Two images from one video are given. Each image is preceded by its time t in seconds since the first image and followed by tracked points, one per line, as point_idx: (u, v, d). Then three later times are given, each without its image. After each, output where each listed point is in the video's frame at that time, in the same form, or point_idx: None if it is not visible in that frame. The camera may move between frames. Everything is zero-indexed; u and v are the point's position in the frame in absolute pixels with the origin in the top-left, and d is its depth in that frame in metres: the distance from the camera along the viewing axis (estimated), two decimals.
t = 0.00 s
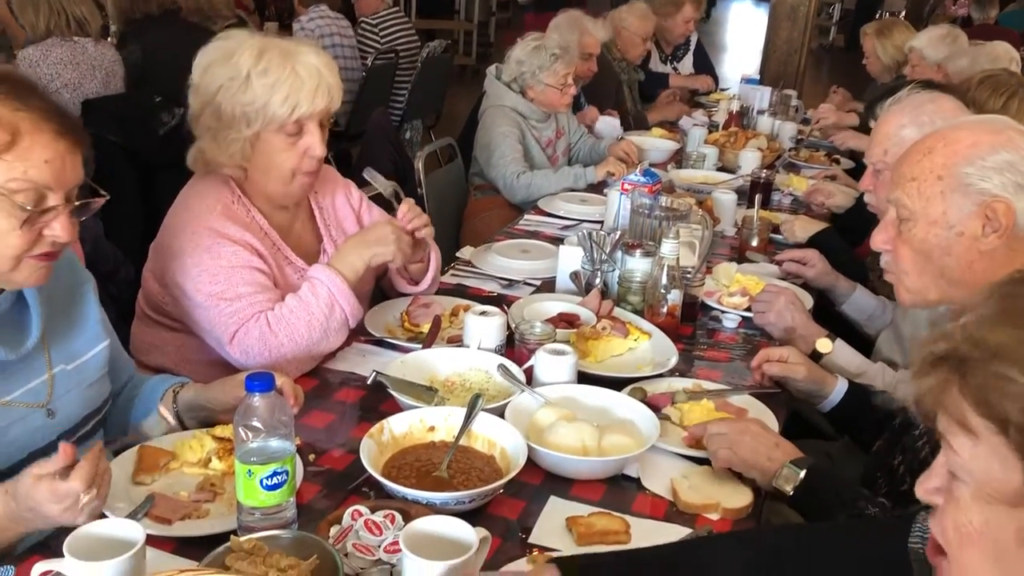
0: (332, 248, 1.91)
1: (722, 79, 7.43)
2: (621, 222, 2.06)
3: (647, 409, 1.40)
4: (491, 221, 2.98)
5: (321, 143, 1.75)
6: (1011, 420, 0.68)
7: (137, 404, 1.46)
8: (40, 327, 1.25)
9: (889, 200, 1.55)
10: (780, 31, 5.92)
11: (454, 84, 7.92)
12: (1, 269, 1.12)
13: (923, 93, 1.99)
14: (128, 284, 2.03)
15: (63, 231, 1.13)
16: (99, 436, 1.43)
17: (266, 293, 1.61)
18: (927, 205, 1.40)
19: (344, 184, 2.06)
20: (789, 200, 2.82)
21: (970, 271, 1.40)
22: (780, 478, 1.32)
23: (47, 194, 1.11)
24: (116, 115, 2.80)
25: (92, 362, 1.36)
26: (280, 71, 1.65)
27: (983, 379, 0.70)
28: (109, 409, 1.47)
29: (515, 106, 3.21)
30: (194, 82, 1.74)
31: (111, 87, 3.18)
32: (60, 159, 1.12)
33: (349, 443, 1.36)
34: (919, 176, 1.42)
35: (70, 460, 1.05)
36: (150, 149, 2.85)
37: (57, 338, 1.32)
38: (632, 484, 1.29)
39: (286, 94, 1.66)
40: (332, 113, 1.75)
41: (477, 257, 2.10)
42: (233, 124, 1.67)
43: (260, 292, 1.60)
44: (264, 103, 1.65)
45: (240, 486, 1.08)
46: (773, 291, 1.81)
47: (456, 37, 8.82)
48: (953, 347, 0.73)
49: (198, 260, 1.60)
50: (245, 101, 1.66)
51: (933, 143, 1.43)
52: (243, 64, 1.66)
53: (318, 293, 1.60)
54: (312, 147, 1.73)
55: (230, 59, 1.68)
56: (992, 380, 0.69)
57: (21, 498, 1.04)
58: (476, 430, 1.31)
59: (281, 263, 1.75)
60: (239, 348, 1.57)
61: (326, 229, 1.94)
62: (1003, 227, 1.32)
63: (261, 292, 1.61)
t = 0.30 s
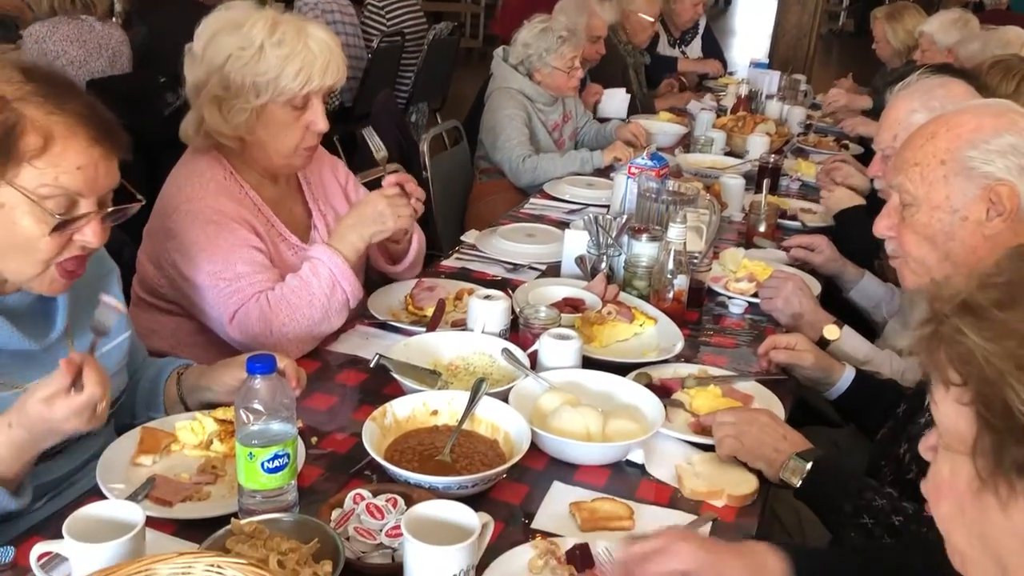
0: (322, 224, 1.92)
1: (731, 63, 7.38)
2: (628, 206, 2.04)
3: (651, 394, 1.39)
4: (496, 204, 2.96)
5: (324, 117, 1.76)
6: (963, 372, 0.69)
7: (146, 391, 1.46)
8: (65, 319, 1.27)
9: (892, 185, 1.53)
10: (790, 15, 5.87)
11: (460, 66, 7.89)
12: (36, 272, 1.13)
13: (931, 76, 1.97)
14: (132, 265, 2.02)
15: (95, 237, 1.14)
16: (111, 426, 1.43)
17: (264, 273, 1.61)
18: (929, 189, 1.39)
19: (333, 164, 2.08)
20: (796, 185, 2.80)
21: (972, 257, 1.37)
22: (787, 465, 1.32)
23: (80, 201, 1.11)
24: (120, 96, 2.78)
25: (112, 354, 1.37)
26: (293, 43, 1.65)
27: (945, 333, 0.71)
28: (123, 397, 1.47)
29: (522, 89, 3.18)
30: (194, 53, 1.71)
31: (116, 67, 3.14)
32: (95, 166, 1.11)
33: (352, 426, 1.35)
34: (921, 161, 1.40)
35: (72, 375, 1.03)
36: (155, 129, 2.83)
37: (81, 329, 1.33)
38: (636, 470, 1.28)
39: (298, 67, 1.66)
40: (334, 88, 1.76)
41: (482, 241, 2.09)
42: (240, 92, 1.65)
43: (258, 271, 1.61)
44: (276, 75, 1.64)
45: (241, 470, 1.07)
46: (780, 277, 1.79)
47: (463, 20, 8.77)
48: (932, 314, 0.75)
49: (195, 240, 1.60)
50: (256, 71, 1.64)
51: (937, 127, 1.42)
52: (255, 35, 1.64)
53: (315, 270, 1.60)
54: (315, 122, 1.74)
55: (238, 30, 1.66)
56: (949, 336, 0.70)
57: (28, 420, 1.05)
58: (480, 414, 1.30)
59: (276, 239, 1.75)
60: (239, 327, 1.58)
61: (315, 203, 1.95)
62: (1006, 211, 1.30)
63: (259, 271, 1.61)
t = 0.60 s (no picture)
0: (317, 200, 1.93)
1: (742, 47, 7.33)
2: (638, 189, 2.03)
3: (656, 377, 1.38)
4: (504, 186, 2.95)
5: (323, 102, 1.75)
6: (935, 350, 0.75)
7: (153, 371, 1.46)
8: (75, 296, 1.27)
9: (906, 171, 1.51)
10: None
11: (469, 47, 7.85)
12: (21, 254, 1.12)
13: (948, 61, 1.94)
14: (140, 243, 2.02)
15: (87, 225, 1.12)
16: (118, 406, 1.42)
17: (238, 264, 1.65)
18: (948, 175, 1.37)
19: (332, 144, 2.08)
20: (807, 170, 2.78)
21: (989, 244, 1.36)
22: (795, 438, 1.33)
23: (67, 188, 1.10)
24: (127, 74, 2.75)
25: (123, 333, 1.37)
26: (299, 26, 1.64)
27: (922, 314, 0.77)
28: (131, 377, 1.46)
29: (533, 70, 3.16)
30: (199, 25, 1.69)
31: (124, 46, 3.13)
32: (80, 152, 1.09)
33: (359, 407, 1.35)
34: (938, 147, 1.39)
35: (81, 303, 1.07)
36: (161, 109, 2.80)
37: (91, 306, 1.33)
38: (643, 455, 1.27)
39: (302, 53, 1.65)
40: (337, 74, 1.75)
41: (490, 223, 2.07)
42: (243, 71, 1.64)
43: (240, 256, 1.65)
44: (280, 58, 1.63)
45: (247, 451, 1.06)
46: (791, 262, 1.78)
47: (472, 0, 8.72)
48: (899, 295, 0.82)
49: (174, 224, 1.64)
50: (258, 52, 1.62)
51: (954, 113, 1.40)
52: (262, 15, 1.63)
53: (301, 259, 1.64)
54: (314, 105, 1.74)
55: (245, 7, 1.63)
56: (922, 316, 0.76)
57: (43, 363, 1.06)
58: (486, 397, 1.30)
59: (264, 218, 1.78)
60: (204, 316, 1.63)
61: (311, 179, 1.95)
62: None
63: (234, 262, 1.64)
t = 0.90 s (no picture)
0: (323, 180, 1.91)
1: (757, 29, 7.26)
2: (651, 171, 2.01)
3: (666, 361, 1.37)
4: (515, 168, 2.95)
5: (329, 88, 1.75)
6: (959, 347, 0.77)
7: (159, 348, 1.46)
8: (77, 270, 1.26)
9: (924, 158, 1.50)
10: None
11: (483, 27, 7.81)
12: (20, 223, 1.10)
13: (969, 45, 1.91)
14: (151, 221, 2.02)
15: (82, 191, 1.10)
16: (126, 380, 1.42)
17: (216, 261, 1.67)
18: (971, 163, 1.35)
19: (340, 129, 2.06)
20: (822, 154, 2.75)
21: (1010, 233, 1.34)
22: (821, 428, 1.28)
23: (60, 153, 1.07)
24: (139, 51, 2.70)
25: (126, 308, 1.36)
26: (309, 13, 1.62)
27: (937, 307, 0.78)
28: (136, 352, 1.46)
29: (549, 51, 3.14)
30: (209, 3, 1.67)
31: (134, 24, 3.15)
32: (71, 118, 1.06)
33: (370, 387, 1.34)
34: (960, 135, 1.37)
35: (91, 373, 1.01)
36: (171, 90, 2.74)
37: (93, 279, 1.32)
38: (655, 439, 1.26)
39: (310, 40, 1.63)
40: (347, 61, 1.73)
41: (503, 205, 2.06)
42: (252, 54, 1.63)
43: (232, 251, 1.68)
44: (287, 44, 1.62)
45: (258, 430, 1.06)
46: (805, 247, 1.75)
47: None
48: (899, 291, 0.83)
49: (163, 212, 1.66)
50: (266, 37, 1.61)
51: (976, 99, 1.38)
52: None
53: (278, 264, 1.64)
54: (320, 91, 1.74)
55: None
56: (943, 314, 0.78)
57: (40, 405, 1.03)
58: (497, 379, 1.29)
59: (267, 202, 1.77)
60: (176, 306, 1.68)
61: (318, 159, 1.93)
62: None
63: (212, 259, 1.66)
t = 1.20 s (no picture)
0: (331, 162, 1.90)
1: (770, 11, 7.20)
2: (664, 154, 1.99)
3: (678, 345, 1.36)
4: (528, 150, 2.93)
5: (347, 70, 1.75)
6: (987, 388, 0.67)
7: (162, 326, 1.46)
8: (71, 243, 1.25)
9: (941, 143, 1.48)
10: None
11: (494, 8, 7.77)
12: (36, 190, 1.10)
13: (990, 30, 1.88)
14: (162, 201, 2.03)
15: (89, 148, 1.10)
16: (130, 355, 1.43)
17: (222, 248, 1.66)
18: (995, 153, 1.33)
19: (349, 112, 2.05)
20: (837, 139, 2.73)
21: None
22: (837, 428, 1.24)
23: (67, 112, 1.06)
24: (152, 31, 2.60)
25: (124, 283, 1.36)
26: None
27: (958, 339, 0.68)
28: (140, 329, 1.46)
29: (565, 32, 3.11)
30: None
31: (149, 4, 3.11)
32: (77, 76, 1.05)
33: (380, 369, 1.34)
34: (983, 126, 1.35)
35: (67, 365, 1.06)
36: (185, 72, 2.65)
37: (88, 254, 1.32)
38: (666, 423, 1.26)
39: (330, 29, 1.62)
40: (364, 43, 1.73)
41: (514, 187, 2.05)
42: (273, 43, 1.62)
43: (239, 237, 1.67)
44: (310, 33, 1.61)
45: (268, 411, 1.06)
46: (819, 232, 1.74)
47: None
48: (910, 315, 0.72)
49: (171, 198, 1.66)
50: (287, 27, 1.60)
51: (999, 86, 1.36)
52: None
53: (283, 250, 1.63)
54: (338, 74, 1.73)
55: None
56: (966, 348, 0.67)
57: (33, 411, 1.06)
58: (507, 361, 1.29)
59: (275, 186, 1.76)
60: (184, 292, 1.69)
61: (326, 141, 1.92)
62: None
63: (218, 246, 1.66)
